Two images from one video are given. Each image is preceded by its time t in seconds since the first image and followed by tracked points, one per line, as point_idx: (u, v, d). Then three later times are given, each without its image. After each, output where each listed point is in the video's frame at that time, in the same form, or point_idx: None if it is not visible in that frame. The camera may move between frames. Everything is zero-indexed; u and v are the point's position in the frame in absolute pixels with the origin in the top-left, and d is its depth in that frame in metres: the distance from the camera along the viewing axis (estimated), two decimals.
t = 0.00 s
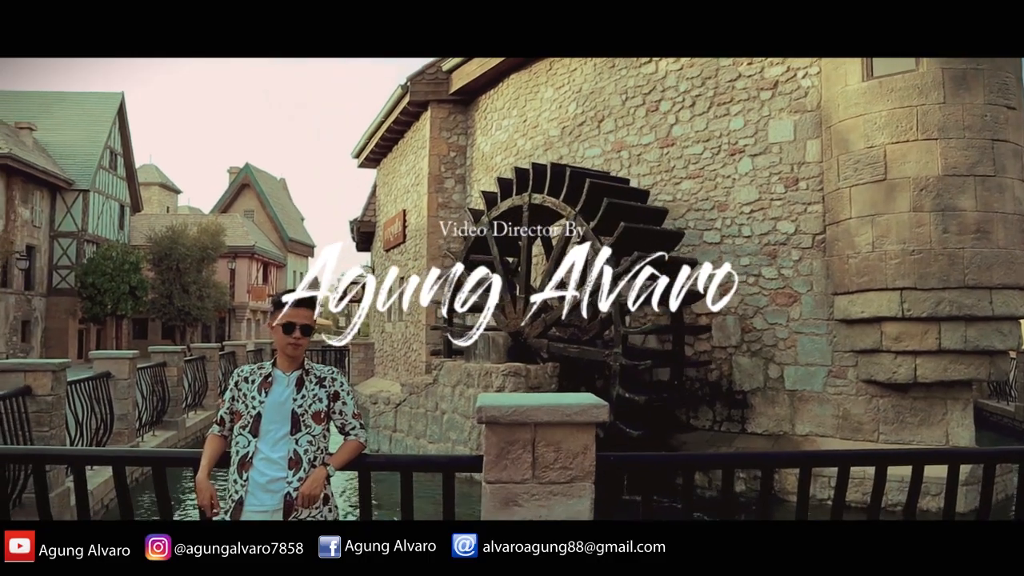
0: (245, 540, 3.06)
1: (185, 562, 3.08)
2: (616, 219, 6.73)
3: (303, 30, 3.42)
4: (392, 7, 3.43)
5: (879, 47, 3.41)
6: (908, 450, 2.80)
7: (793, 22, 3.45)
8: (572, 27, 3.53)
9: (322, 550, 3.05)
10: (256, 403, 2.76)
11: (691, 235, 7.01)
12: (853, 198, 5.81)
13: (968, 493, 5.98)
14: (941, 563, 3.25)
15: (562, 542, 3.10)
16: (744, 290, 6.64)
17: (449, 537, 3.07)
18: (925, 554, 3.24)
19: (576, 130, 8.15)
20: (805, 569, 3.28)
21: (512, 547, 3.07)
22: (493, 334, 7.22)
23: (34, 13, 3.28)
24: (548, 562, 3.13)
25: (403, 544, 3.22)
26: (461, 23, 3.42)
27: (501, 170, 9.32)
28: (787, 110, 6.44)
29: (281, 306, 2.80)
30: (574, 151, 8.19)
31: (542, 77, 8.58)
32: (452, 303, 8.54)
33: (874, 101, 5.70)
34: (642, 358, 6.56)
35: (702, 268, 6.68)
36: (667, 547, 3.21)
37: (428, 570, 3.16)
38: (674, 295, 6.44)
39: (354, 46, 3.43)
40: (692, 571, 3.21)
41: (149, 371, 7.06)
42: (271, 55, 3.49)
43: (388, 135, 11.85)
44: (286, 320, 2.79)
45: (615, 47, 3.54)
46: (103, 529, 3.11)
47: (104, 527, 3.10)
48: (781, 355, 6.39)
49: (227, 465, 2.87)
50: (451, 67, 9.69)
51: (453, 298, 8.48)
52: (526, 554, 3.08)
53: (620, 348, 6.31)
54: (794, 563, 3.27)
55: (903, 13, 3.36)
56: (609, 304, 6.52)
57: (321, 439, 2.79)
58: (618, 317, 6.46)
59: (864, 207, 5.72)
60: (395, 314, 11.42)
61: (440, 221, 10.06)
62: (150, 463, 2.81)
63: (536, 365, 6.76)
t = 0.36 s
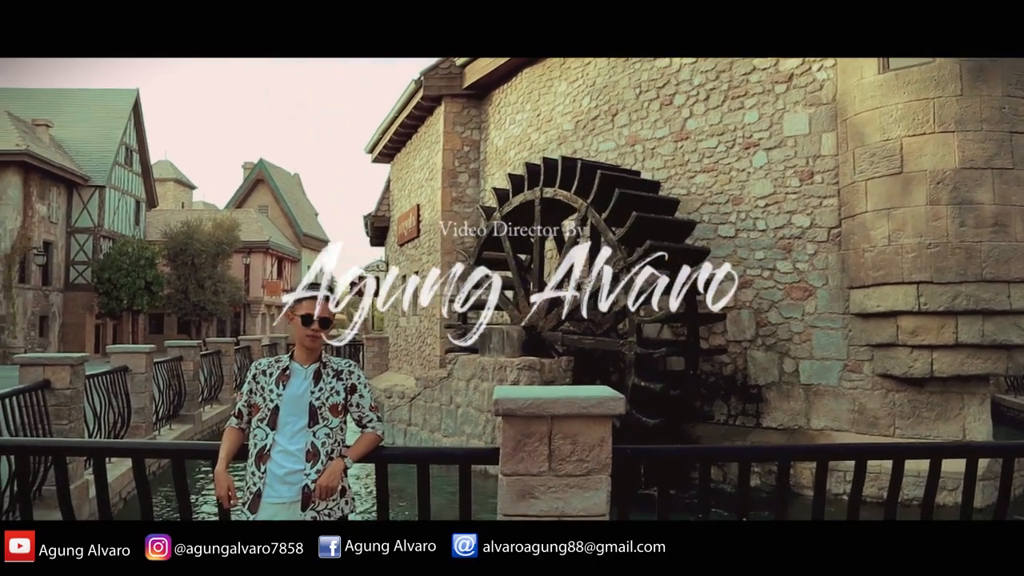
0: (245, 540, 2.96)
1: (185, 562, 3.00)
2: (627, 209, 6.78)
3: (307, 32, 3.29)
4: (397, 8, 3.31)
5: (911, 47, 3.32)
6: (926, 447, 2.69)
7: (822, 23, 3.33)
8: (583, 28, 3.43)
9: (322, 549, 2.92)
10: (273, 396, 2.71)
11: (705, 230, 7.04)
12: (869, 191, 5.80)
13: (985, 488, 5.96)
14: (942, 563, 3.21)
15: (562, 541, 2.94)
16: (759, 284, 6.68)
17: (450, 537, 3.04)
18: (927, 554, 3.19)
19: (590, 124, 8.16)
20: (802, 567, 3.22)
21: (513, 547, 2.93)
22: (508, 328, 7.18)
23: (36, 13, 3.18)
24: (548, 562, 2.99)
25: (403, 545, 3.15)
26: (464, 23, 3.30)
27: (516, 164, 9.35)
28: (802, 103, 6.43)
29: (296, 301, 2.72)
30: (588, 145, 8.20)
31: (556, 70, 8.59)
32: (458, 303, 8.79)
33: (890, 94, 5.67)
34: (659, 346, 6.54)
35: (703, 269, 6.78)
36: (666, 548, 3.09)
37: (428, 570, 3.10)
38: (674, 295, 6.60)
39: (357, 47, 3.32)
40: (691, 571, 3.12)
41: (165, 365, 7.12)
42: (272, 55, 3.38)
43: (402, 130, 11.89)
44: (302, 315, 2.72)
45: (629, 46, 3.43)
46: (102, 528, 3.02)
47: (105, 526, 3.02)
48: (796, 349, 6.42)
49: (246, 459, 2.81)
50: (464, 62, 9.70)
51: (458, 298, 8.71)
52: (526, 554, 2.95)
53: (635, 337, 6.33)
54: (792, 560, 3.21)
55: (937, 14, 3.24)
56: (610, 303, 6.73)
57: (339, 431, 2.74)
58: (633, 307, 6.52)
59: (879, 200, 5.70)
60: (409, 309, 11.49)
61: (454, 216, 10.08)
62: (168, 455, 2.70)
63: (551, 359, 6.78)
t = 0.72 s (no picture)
0: (245, 540, 2.83)
1: (185, 563, 2.84)
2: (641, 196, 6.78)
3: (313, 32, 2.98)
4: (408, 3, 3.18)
5: (970, 49, 3.06)
6: (941, 438, 2.67)
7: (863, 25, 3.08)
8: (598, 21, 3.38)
9: (321, 549, 2.79)
10: (291, 387, 2.67)
11: (721, 221, 7.02)
12: (886, 182, 5.76)
13: (1004, 481, 5.92)
14: (958, 567, 3.00)
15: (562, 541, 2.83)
16: (776, 275, 6.65)
17: (448, 537, 2.88)
18: (945, 553, 2.99)
19: (606, 116, 8.15)
20: (809, 568, 3.00)
21: (513, 547, 2.86)
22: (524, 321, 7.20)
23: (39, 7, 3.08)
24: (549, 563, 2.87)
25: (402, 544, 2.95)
26: (468, 23, 3.00)
27: (531, 156, 9.34)
28: (819, 94, 6.39)
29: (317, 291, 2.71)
30: (603, 137, 8.18)
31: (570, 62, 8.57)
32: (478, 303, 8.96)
33: (909, 83, 5.62)
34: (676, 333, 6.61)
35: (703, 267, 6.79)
36: (667, 547, 2.90)
37: (427, 571, 2.90)
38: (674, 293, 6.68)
39: (360, 48, 3.04)
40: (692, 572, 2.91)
41: (183, 357, 7.20)
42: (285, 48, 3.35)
43: (417, 122, 11.90)
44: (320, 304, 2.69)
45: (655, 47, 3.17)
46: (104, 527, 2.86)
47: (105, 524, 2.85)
48: (813, 341, 6.41)
49: (264, 450, 2.79)
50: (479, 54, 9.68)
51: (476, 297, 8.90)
52: (525, 555, 2.86)
53: (651, 324, 6.39)
54: (804, 562, 3.00)
55: (997, 14, 2.97)
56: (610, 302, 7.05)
57: (355, 424, 2.67)
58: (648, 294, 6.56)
59: (898, 191, 5.67)
60: (424, 301, 11.52)
61: (469, 208, 10.08)
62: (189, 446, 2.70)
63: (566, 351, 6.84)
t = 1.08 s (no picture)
0: (246, 539, 2.76)
1: (185, 563, 2.74)
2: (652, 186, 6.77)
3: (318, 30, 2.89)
4: None
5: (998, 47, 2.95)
6: (959, 431, 2.62)
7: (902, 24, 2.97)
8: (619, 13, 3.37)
9: (320, 549, 2.69)
10: (309, 380, 2.60)
11: (737, 215, 7.00)
12: (903, 175, 5.74)
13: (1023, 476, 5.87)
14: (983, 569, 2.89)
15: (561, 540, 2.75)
16: (792, 270, 6.63)
17: (449, 537, 2.79)
18: (960, 554, 2.87)
19: (620, 110, 8.14)
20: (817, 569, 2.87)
21: (513, 547, 2.78)
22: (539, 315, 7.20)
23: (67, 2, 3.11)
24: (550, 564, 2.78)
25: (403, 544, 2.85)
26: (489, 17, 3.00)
27: (546, 150, 9.34)
28: (836, 86, 6.36)
29: (340, 284, 2.69)
30: (618, 131, 8.16)
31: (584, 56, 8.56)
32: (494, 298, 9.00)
33: (926, 76, 5.58)
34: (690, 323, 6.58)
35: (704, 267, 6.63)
36: (667, 547, 2.78)
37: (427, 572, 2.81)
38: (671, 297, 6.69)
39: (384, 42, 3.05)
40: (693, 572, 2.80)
41: (201, 351, 7.28)
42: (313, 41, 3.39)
43: (431, 117, 11.93)
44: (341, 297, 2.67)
45: (680, 45, 3.04)
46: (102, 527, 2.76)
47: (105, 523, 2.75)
48: (829, 335, 6.39)
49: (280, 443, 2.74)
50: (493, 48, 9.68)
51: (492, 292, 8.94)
52: (525, 555, 2.77)
53: (666, 313, 6.41)
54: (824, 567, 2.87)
55: None
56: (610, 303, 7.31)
57: (374, 418, 2.61)
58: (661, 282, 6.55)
59: (915, 184, 5.64)
60: (439, 295, 11.56)
61: (484, 203, 10.09)
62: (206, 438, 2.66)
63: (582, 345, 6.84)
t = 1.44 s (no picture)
0: (246, 539, 2.77)
1: (185, 563, 2.75)
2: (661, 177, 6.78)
3: (328, 33, 2.86)
4: None
5: None
6: (973, 426, 2.60)
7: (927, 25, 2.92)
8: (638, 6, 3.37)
9: (319, 548, 2.71)
10: (325, 374, 2.61)
11: (749, 208, 6.98)
12: (917, 168, 5.72)
13: None
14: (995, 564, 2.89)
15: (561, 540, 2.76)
16: (804, 264, 6.61)
17: (448, 537, 2.81)
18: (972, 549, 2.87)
19: (632, 104, 8.12)
20: (827, 569, 2.85)
21: (513, 547, 2.80)
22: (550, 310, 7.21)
23: None
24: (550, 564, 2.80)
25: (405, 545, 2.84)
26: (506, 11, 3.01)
27: (557, 145, 9.34)
28: (848, 80, 6.34)
29: (355, 279, 2.66)
30: (630, 125, 8.15)
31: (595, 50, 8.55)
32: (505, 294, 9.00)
33: (940, 69, 5.57)
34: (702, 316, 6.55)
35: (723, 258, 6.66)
36: (667, 547, 2.76)
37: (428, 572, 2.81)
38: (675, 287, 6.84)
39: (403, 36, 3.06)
40: (693, 571, 2.80)
41: (214, 346, 7.32)
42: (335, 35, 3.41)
43: (443, 113, 11.93)
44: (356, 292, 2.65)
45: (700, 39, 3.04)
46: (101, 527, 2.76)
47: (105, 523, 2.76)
48: (842, 330, 6.38)
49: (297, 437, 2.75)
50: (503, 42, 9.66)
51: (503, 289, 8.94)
52: (525, 554, 2.79)
53: (678, 304, 6.43)
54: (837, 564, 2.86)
55: None
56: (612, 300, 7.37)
57: (390, 412, 2.63)
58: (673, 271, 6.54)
59: (929, 177, 5.63)
60: (451, 290, 11.58)
61: (495, 197, 10.09)
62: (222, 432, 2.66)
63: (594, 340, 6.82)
